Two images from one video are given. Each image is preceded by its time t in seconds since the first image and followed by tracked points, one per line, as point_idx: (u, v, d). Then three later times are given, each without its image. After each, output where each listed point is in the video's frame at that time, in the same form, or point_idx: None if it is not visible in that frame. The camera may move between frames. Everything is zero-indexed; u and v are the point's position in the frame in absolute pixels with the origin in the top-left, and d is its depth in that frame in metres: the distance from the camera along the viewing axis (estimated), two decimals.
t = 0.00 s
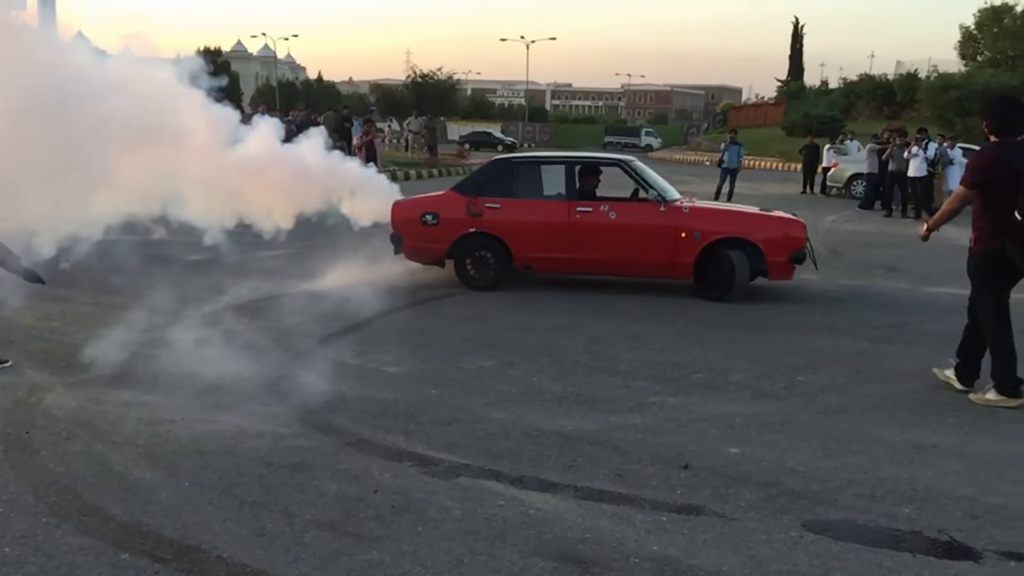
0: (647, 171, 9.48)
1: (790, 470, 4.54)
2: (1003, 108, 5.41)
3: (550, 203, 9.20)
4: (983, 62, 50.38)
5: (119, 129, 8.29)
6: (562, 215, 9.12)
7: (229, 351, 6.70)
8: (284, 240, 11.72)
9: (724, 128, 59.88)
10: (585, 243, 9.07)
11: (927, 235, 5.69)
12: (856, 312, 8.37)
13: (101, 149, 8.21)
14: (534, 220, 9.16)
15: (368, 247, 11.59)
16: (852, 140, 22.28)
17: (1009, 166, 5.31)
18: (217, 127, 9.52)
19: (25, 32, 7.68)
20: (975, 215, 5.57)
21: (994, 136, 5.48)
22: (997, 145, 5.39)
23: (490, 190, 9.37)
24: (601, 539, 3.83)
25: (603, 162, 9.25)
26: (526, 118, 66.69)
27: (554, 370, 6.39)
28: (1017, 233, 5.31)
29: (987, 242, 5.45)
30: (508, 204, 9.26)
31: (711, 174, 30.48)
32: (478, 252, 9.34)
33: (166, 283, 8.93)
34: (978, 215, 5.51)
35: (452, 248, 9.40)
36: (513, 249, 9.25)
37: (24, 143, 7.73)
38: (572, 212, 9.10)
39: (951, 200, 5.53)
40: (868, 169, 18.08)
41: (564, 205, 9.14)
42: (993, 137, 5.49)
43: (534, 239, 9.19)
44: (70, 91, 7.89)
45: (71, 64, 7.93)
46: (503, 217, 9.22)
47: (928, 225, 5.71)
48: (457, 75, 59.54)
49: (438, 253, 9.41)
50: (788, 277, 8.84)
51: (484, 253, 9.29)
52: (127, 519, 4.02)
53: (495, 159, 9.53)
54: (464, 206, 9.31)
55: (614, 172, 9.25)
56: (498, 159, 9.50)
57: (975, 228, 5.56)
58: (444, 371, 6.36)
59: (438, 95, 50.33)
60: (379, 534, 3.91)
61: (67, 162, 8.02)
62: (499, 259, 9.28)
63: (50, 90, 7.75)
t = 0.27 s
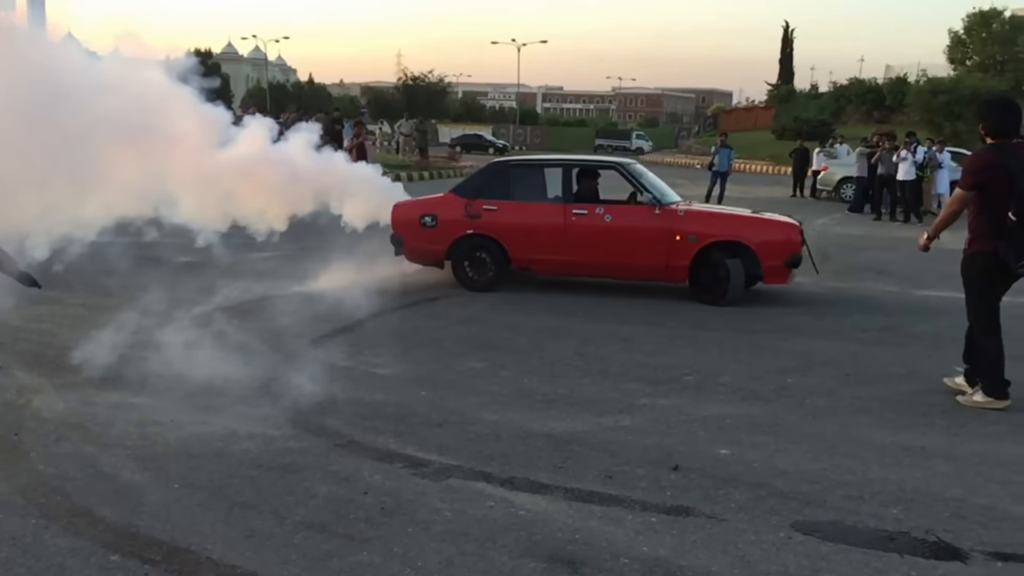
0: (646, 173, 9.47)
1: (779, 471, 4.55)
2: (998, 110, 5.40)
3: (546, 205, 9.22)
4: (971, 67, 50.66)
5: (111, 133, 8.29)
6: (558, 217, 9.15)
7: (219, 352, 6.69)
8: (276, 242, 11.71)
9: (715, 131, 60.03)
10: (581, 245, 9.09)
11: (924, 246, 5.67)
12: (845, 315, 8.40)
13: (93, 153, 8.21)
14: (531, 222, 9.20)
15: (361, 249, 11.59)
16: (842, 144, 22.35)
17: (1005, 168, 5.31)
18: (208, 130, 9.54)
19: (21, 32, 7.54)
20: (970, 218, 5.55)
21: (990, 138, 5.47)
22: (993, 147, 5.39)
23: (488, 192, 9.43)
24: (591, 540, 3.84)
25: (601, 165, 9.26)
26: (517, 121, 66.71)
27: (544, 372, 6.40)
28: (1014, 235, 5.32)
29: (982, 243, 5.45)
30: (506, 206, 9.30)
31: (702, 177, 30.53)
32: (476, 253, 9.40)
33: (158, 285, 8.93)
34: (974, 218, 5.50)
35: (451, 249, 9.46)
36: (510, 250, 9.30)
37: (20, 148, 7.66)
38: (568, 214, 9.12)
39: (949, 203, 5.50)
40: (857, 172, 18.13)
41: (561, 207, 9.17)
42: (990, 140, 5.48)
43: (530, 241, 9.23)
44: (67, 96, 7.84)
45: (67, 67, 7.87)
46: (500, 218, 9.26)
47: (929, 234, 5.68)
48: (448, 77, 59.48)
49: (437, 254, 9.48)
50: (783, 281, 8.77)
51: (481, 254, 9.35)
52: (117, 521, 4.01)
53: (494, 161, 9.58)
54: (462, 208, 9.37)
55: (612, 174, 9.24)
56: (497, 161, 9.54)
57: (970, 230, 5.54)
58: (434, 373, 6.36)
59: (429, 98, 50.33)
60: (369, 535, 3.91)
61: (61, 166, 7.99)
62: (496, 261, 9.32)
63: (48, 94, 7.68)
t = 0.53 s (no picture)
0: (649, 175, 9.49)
1: (772, 470, 4.58)
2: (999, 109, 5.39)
3: (547, 206, 9.27)
4: (964, 68, 50.81)
5: (109, 134, 8.27)
6: (558, 218, 9.19)
7: (214, 353, 6.69)
8: (271, 242, 11.72)
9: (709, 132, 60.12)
10: (580, 246, 9.12)
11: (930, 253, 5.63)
12: (838, 316, 8.43)
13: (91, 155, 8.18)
14: (531, 223, 9.26)
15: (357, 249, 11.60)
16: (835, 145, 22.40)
17: (1005, 166, 5.31)
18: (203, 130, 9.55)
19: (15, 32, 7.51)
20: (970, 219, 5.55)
21: (991, 138, 5.46)
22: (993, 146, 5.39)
23: (490, 193, 9.51)
24: (584, 539, 3.85)
25: (602, 167, 9.30)
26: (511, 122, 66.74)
27: (538, 372, 6.41)
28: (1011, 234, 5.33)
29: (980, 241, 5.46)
30: (507, 207, 9.37)
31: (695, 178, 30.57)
32: (478, 253, 9.50)
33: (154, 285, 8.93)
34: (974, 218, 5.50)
35: (453, 249, 9.56)
36: (510, 251, 9.36)
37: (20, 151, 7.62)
38: (568, 215, 9.16)
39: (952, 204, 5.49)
40: (851, 173, 18.17)
41: (560, 208, 9.21)
42: (990, 140, 5.47)
43: (530, 242, 9.28)
44: (65, 96, 7.81)
45: (63, 66, 7.83)
46: (500, 219, 9.34)
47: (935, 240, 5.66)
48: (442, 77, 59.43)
49: (439, 253, 9.58)
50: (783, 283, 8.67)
51: (482, 254, 9.44)
52: (112, 521, 4.02)
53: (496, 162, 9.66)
54: (464, 208, 9.47)
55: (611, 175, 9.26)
56: (500, 162, 9.61)
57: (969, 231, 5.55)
58: (428, 373, 6.37)
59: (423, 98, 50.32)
60: (363, 535, 3.92)
61: (60, 168, 7.96)
62: (497, 261, 9.41)
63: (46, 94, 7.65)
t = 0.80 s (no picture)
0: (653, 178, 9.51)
1: (767, 472, 4.59)
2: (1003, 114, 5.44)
3: (550, 208, 9.31)
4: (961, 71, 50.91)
5: (109, 135, 8.24)
6: (561, 220, 9.23)
7: (211, 354, 6.70)
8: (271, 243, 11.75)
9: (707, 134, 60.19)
10: (582, 247, 9.14)
11: (943, 264, 5.62)
12: (835, 318, 8.45)
13: (91, 156, 8.14)
14: (534, 224, 9.30)
15: (355, 251, 11.62)
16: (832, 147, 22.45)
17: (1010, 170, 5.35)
18: (201, 130, 9.55)
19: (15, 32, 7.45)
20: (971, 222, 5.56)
21: (994, 141, 5.51)
22: (997, 149, 5.42)
23: (496, 195, 9.57)
24: (580, 540, 3.86)
25: (605, 169, 9.33)
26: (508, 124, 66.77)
27: (535, 374, 6.43)
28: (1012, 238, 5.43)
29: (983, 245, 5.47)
30: (511, 208, 9.42)
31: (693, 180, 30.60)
32: (483, 254, 9.57)
33: (151, 287, 8.93)
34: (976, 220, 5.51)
35: (459, 250, 9.62)
36: (514, 252, 9.41)
37: (20, 153, 7.49)
38: (570, 217, 9.19)
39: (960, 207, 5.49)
40: (847, 175, 18.21)
41: (563, 210, 9.25)
42: (993, 143, 5.52)
43: (533, 243, 9.32)
44: (64, 96, 7.74)
45: (63, 66, 7.78)
46: (505, 221, 9.38)
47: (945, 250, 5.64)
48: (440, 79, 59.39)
49: (445, 254, 9.65)
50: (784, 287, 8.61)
51: (487, 255, 9.51)
52: (109, 522, 4.02)
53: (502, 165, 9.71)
54: (469, 210, 9.53)
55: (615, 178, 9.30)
56: (506, 164, 9.66)
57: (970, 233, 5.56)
58: (425, 374, 6.38)
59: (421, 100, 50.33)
60: (360, 535, 3.93)
61: (60, 169, 7.86)
62: (501, 262, 9.47)
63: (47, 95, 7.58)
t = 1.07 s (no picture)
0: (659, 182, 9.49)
1: (763, 473, 4.60)
2: (1014, 116, 5.39)
3: (553, 210, 9.37)
4: (958, 74, 51.02)
5: (107, 140, 8.24)
6: (564, 222, 9.27)
7: (208, 357, 6.70)
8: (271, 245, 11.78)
9: (704, 138, 60.25)
10: (584, 249, 9.16)
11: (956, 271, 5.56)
12: (832, 320, 8.46)
13: (90, 161, 8.18)
14: (538, 226, 9.37)
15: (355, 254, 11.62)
16: (829, 151, 22.47)
17: (1016, 174, 5.36)
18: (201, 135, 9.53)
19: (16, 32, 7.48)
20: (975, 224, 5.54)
21: (1000, 144, 5.49)
22: (1003, 152, 5.41)
23: (502, 198, 9.67)
24: (577, 542, 3.87)
25: (609, 173, 9.36)
26: (506, 127, 66.77)
27: (532, 376, 6.43)
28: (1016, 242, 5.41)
29: (988, 249, 5.45)
30: (516, 211, 9.52)
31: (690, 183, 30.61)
32: (490, 256, 9.68)
33: (149, 290, 8.94)
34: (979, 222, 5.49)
35: (465, 251, 9.75)
36: (518, 254, 9.49)
37: (17, 155, 7.63)
38: (573, 219, 9.23)
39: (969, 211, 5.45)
40: (845, 178, 18.24)
41: (566, 212, 9.29)
42: (999, 145, 5.50)
43: (537, 245, 9.39)
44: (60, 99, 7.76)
45: (62, 67, 7.79)
46: (509, 223, 9.48)
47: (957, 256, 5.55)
48: (437, 82, 59.41)
49: (452, 256, 9.79)
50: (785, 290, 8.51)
51: (493, 256, 9.61)
52: (106, 524, 4.03)
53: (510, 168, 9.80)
54: (476, 212, 9.66)
55: (619, 181, 9.30)
56: (513, 167, 9.75)
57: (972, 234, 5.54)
58: (423, 377, 6.39)
59: (419, 103, 50.33)
60: (357, 537, 3.93)
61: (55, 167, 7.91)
62: (506, 264, 9.57)
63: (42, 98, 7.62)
